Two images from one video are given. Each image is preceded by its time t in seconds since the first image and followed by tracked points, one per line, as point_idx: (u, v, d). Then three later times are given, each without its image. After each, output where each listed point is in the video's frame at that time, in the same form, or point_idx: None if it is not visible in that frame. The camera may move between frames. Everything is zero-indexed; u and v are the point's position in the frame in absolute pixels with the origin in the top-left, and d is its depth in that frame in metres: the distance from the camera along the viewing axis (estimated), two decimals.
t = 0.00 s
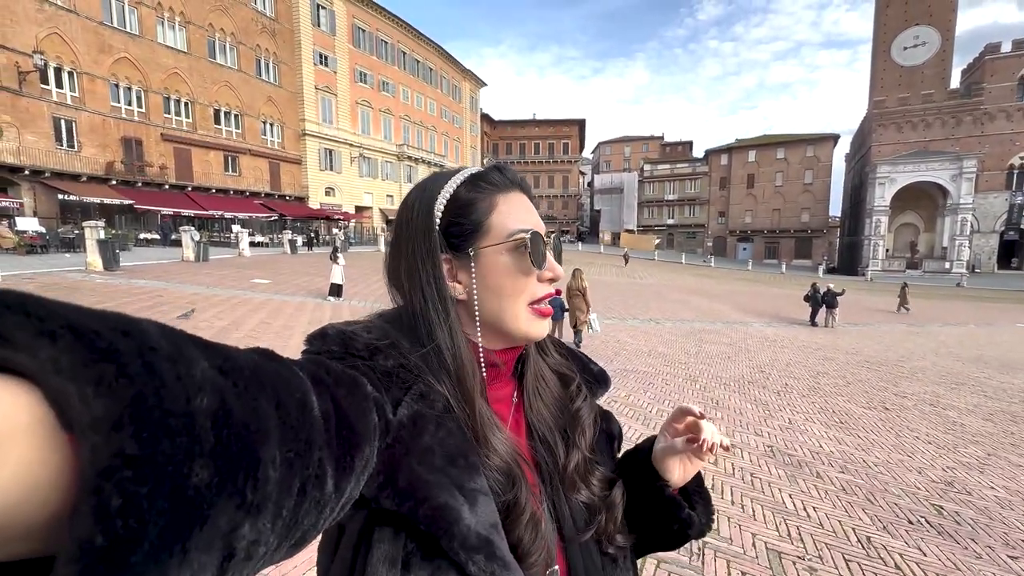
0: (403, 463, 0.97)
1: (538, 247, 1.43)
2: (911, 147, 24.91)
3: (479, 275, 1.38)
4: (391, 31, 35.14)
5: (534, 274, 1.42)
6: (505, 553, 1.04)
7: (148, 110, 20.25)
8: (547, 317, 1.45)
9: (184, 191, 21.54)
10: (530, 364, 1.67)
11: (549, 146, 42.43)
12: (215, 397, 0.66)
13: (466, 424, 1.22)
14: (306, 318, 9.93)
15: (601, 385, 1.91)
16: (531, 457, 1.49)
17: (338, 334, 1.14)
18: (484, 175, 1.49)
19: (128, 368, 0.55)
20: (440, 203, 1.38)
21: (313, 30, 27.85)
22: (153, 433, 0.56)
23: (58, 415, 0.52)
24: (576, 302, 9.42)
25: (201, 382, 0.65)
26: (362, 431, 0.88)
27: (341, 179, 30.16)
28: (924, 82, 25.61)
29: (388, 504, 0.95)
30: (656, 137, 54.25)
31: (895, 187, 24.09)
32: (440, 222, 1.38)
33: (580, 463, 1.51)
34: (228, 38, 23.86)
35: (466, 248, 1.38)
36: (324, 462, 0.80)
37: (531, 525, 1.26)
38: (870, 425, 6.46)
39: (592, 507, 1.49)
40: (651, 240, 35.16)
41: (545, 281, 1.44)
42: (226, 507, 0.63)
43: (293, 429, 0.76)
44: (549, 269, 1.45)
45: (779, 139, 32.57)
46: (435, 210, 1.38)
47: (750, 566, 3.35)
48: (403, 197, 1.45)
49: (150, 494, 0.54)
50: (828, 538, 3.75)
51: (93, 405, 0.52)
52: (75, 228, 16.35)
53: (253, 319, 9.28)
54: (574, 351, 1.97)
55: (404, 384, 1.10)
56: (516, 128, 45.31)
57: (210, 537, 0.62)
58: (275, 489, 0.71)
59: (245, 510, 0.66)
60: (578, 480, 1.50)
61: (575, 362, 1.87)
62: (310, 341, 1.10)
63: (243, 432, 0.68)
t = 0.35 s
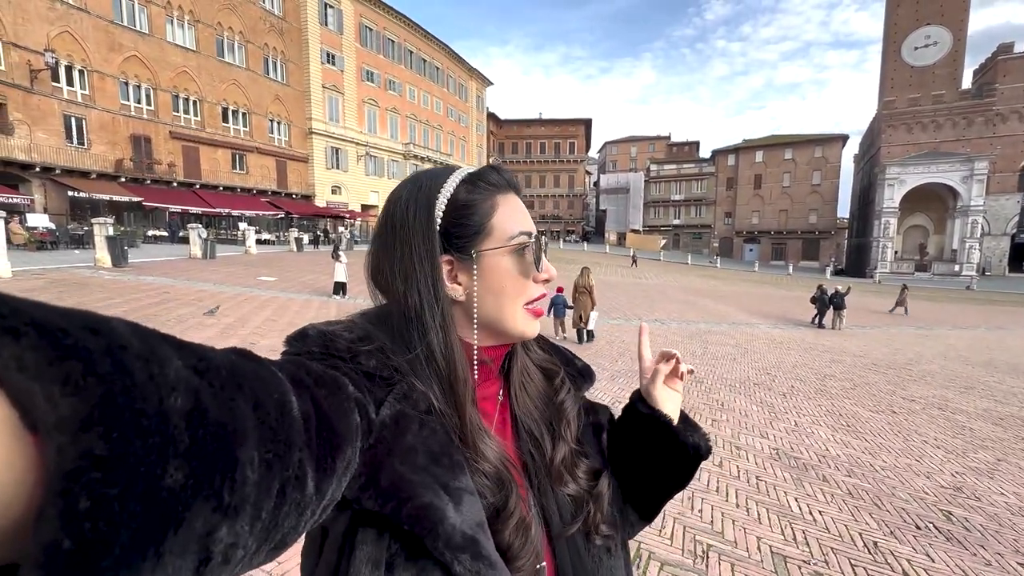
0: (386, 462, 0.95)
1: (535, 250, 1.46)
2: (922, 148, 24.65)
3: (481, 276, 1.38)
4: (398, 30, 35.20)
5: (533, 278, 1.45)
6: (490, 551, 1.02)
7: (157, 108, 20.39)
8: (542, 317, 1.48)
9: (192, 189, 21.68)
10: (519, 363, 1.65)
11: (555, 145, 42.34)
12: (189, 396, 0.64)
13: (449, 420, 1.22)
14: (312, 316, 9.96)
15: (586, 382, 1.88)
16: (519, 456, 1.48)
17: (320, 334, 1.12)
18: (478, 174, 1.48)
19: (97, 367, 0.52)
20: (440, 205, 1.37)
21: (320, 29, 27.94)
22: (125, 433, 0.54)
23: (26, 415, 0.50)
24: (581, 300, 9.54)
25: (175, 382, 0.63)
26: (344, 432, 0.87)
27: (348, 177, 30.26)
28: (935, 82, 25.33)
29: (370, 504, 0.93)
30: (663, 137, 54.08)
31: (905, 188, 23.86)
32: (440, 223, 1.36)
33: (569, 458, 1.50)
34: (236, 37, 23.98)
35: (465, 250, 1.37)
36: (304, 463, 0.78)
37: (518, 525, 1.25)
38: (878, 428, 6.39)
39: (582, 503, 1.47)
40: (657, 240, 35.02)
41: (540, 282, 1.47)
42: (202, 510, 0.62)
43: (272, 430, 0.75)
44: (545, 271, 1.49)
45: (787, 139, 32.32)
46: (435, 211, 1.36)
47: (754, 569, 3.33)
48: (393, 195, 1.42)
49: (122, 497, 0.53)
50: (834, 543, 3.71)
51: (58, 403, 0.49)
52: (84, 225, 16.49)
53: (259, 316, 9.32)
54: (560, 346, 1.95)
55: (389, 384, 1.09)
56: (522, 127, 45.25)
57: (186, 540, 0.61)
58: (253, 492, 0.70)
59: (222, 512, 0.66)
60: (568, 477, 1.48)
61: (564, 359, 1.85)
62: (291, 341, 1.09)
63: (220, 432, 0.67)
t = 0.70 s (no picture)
0: (383, 461, 0.95)
1: (503, 243, 1.37)
2: (922, 146, 24.64)
3: (443, 274, 1.37)
4: (397, 26, 35.09)
5: (504, 272, 1.38)
6: (492, 548, 1.02)
7: (156, 105, 20.34)
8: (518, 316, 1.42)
9: (191, 185, 21.63)
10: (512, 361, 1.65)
11: (555, 143, 42.28)
12: (186, 400, 0.64)
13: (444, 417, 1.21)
14: (312, 313, 9.95)
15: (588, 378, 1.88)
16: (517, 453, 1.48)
17: (314, 335, 1.12)
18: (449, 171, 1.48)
19: (93, 374, 0.51)
20: (402, 206, 1.38)
21: (319, 25, 27.83)
22: (123, 439, 0.54)
23: (19, 428, 0.49)
24: (586, 297, 9.74)
25: (173, 386, 0.62)
26: (342, 432, 0.87)
27: (347, 174, 30.19)
28: (936, 81, 25.32)
29: (370, 504, 0.93)
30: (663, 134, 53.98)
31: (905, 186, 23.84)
32: (402, 224, 1.38)
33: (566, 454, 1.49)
34: (235, 33, 23.88)
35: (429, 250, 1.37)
36: (303, 463, 0.78)
37: (518, 522, 1.25)
38: (877, 426, 6.41)
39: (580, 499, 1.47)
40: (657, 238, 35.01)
41: (515, 278, 1.41)
42: (203, 513, 0.63)
43: (270, 431, 0.75)
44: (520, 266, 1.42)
45: (787, 137, 32.28)
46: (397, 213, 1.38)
47: (755, 566, 3.35)
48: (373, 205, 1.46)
49: (120, 503, 0.53)
50: (835, 541, 3.73)
51: (54, 412, 0.48)
52: (83, 221, 16.45)
53: (259, 314, 9.31)
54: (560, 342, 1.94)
55: (384, 384, 1.08)
56: (522, 124, 45.16)
57: (187, 543, 0.61)
58: (254, 493, 0.70)
59: (223, 514, 0.66)
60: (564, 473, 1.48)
61: (562, 357, 1.86)
62: (286, 344, 1.08)
63: (219, 435, 0.67)
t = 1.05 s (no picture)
0: (405, 454, 0.96)
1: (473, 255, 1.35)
2: (910, 142, 24.92)
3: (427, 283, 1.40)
4: (388, 21, 34.79)
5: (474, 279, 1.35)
6: (510, 545, 1.03)
7: (143, 99, 20.01)
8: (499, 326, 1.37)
9: (180, 182, 21.33)
10: (532, 362, 1.65)
11: (548, 138, 42.21)
12: (218, 390, 0.65)
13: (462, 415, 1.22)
14: (306, 310, 9.88)
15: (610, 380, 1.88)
16: (538, 454, 1.48)
17: (339, 330, 1.14)
18: (435, 174, 1.46)
19: (132, 363, 0.53)
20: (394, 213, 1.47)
21: (309, 19, 27.53)
22: (160, 426, 0.54)
23: (62, 408, 0.50)
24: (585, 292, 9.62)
25: (205, 377, 0.64)
26: (366, 425, 0.88)
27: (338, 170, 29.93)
28: (924, 77, 25.59)
29: (390, 496, 0.94)
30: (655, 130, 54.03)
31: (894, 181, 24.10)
32: (395, 236, 1.46)
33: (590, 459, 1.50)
34: (223, 26, 23.55)
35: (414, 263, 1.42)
36: (328, 455, 0.79)
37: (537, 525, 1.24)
38: (868, 418, 6.51)
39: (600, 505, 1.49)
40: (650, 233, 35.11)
41: (485, 288, 1.35)
42: (233, 500, 0.63)
43: (297, 422, 0.76)
44: (490, 273, 1.35)
45: (777, 133, 32.48)
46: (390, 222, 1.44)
47: (753, 558, 3.38)
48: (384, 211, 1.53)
49: (158, 490, 0.53)
50: (830, 531, 3.79)
51: (96, 398, 0.49)
52: (69, 218, 16.18)
53: (253, 311, 9.25)
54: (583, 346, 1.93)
55: (404, 380, 1.09)
56: (514, 120, 45.01)
57: (217, 530, 0.61)
58: (280, 483, 0.71)
59: (252, 501, 0.66)
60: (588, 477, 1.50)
61: (584, 359, 1.86)
62: (311, 338, 1.10)
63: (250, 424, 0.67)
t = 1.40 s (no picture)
0: (407, 455, 0.96)
1: (455, 250, 1.37)
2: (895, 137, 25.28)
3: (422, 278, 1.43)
4: (375, 16, 34.49)
5: (451, 274, 1.37)
6: (512, 545, 1.04)
7: (125, 96, 19.67)
8: (482, 319, 1.37)
9: (164, 180, 21.00)
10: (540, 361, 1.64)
11: (538, 134, 42.20)
12: (213, 390, 0.64)
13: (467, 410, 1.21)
14: (296, 309, 9.80)
15: (617, 382, 1.90)
16: (544, 456, 1.47)
17: (344, 327, 1.15)
18: (427, 174, 1.46)
19: (127, 363, 0.54)
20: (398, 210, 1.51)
21: (295, 14, 27.21)
22: (149, 427, 0.54)
23: (52, 406, 0.50)
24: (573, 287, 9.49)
25: (200, 376, 0.64)
26: (367, 425, 0.87)
27: (327, 167, 29.66)
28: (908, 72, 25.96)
29: (390, 495, 0.94)
30: (644, 126, 54.18)
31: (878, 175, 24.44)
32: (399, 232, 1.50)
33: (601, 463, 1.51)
34: (207, 21, 23.20)
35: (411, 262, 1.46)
36: (326, 455, 0.79)
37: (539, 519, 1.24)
38: (855, 409, 6.63)
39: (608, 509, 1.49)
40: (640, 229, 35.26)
41: (462, 284, 1.35)
42: (226, 502, 0.62)
43: (294, 421, 0.75)
44: (466, 271, 1.35)
45: (765, 128, 32.77)
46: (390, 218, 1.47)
47: (744, 549, 3.43)
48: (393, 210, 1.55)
49: (145, 491, 0.52)
50: (817, 520, 3.86)
51: (88, 398, 0.49)
52: (50, 218, 15.86)
53: (242, 311, 9.16)
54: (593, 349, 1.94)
55: (406, 378, 1.09)
56: (504, 116, 44.90)
57: (209, 531, 0.60)
58: (276, 483, 0.70)
59: (246, 502, 0.66)
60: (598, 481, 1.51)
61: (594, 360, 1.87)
62: (317, 335, 1.10)
63: (247, 424, 0.67)
